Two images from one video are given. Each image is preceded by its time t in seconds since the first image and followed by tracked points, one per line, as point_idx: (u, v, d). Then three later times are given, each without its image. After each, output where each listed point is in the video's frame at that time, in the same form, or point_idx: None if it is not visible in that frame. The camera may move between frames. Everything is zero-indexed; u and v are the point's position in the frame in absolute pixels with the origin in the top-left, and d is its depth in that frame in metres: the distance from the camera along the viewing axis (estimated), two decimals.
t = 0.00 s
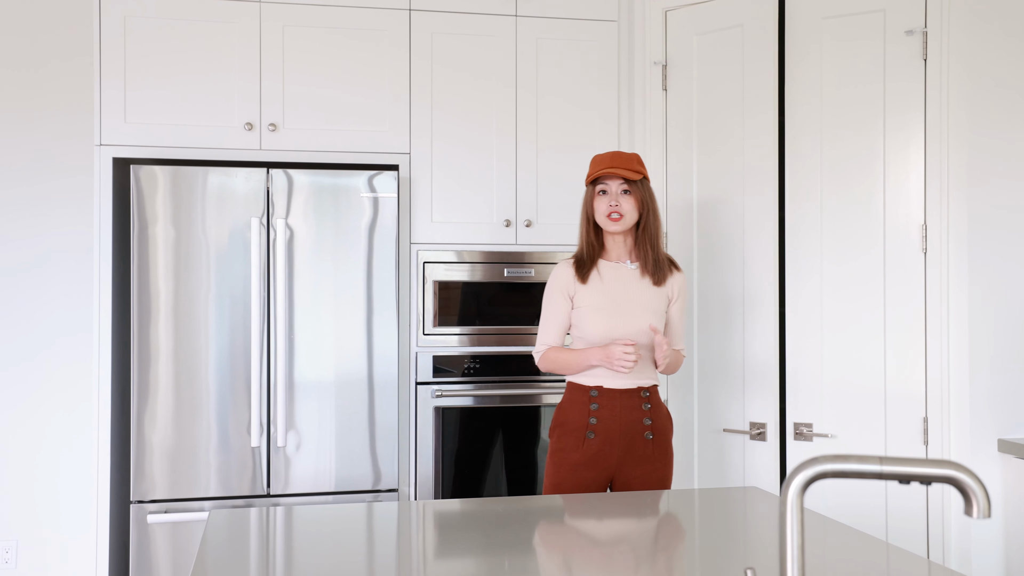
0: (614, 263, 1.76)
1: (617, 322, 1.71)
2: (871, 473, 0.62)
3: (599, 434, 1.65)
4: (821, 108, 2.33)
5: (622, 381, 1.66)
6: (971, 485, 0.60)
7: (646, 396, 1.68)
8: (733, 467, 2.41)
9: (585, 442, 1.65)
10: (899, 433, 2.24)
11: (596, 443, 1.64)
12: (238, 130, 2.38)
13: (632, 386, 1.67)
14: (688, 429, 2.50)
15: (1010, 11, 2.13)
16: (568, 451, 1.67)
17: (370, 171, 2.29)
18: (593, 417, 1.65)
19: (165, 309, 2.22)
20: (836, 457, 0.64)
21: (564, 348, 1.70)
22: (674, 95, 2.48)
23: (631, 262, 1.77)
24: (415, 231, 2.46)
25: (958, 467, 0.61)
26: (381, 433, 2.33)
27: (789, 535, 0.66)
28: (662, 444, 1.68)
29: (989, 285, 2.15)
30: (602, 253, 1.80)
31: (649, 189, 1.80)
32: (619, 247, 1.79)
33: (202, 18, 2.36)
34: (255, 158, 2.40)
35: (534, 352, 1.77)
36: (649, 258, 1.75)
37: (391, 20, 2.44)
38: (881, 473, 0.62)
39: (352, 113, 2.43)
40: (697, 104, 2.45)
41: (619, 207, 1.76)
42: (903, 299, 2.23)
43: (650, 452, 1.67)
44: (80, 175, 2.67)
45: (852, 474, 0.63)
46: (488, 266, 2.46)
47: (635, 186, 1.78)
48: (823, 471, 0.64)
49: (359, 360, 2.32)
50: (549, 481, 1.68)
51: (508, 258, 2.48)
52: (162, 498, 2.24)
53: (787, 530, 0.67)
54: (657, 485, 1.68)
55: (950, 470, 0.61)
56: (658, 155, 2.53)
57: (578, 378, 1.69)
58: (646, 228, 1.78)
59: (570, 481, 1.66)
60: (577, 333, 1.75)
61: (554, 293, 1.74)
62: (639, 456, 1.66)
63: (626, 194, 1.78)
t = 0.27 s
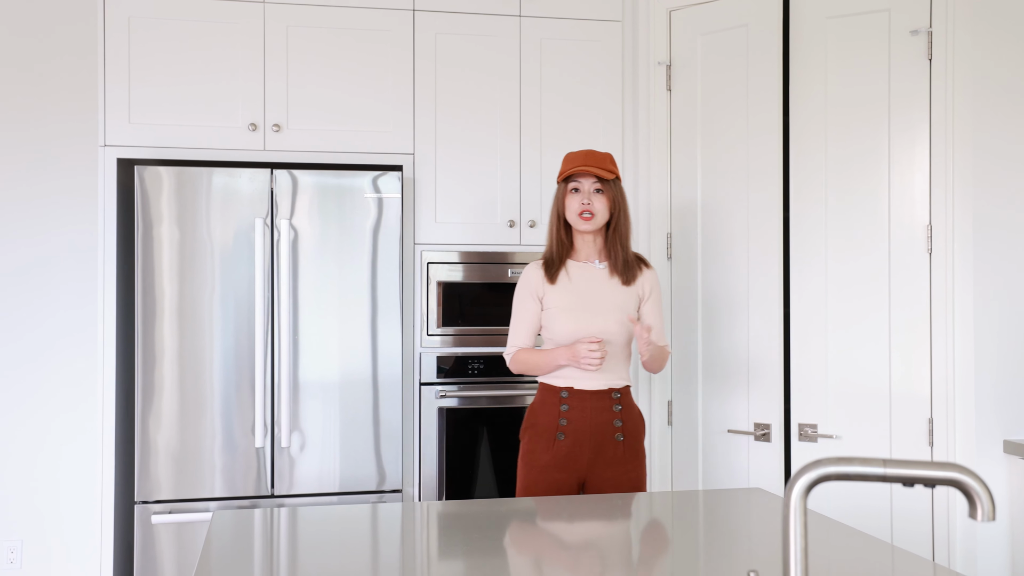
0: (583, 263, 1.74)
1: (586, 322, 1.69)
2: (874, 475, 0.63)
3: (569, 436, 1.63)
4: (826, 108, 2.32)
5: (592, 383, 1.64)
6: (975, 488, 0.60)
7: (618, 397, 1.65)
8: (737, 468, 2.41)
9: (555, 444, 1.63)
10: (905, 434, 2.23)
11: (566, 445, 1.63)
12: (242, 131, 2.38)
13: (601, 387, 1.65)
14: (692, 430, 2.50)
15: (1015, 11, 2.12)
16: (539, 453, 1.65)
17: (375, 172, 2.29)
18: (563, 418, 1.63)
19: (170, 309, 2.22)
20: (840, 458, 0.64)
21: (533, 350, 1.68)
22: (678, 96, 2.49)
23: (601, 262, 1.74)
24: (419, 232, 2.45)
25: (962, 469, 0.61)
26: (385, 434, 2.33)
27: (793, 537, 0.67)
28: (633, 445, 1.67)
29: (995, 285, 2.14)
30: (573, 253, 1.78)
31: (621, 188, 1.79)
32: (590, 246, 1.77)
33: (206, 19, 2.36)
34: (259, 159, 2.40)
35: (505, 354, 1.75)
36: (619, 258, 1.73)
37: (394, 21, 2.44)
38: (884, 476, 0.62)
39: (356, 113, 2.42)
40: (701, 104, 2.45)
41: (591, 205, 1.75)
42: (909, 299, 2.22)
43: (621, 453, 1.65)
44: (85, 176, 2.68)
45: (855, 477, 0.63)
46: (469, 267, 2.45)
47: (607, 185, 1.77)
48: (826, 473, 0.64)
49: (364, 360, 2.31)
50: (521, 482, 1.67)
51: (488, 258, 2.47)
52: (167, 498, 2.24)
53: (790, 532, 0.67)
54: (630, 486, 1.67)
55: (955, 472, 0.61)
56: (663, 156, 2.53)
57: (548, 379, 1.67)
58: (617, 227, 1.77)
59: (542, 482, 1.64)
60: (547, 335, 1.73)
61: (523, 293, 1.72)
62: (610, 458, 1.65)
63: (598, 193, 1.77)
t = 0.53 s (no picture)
0: (556, 264, 1.74)
1: (559, 325, 1.69)
2: (880, 479, 0.62)
3: (543, 438, 1.62)
4: (834, 109, 2.32)
5: (564, 384, 1.64)
6: (982, 490, 0.59)
7: (591, 399, 1.65)
8: (745, 469, 2.41)
9: (529, 446, 1.62)
10: (913, 435, 2.22)
11: (540, 448, 1.62)
12: (250, 132, 2.39)
13: (575, 389, 1.65)
14: (699, 431, 2.49)
15: None
16: (513, 457, 1.64)
17: (383, 173, 2.29)
18: (536, 421, 1.63)
19: (179, 310, 2.23)
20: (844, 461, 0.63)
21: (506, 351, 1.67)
22: (686, 96, 2.50)
23: (573, 263, 1.74)
24: (427, 232, 2.46)
25: (968, 471, 0.60)
26: (393, 434, 2.33)
27: (798, 541, 0.66)
28: (608, 447, 1.66)
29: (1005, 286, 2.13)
30: (546, 253, 1.77)
31: (595, 189, 1.78)
32: (563, 247, 1.76)
33: (215, 20, 2.37)
34: (267, 159, 2.40)
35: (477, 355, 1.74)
36: (592, 259, 1.73)
37: (402, 22, 2.44)
38: (890, 479, 0.61)
39: (363, 114, 2.43)
40: (709, 106, 2.46)
41: (566, 206, 1.73)
42: (917, 300, 2.22)
43: (595, 455, 1.64)
44: (94, 177, 2.69)
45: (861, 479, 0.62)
46: (464, 267, 2.45)
47: (582, 185, 1.76)
48: (832, 475, 0.63)
49: (372, 361, 2.32)
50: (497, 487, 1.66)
51: (472, 258, 2.47)
52: (176, 498, 2.25)
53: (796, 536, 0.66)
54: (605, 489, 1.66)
55: (961, 475, 0.60)
56: (670, 156, 2.53)
57: (521, 381, 1.66)
58: (590, 229, 1.76)
59: (516, 486, 1.63)
60: (519, 336, 1.73)
61: (496, 294, 1.71)
62: (585, 460, 1.64)
63: (573, 193, 1.75)
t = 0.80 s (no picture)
0: (543, 265, 1.75)
1: (546, 326, 1.69)
2: (888, 480, 0.62)
3: (536, 438, 1.62)
4: (847, 107, 2.31)
5: (555, 386, 1.64)
6: (991, 493, 0.60)
7: (583, 397, 1.65)
8: (757, 469, 2.40)
9: (523, 447, 1.63)
10: (926, 436, 2.21)
11: (533, 448, 1.62)
12: (262, 133, 2.40)
13: (567, 388, 1.65)
14: (710, 431, 2.49)
15: None
16: (507, 459, 1.64)
17: (397, 174, 2.30)
18: (529, 421, 1.63)
19: (192, 310, 2.24)
20: (854, 462, 0.64)
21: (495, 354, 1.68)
22: (698, 96, 2.49)
23: (560, 263, 1.75)
24: (439, 233, 2.46)
25: (977, 474, 0.61)
26: (406, 434, 2.34)
27: (807, 540, 0.67)
28: (604, 445, 1.65)
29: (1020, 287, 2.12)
30: (533, 254, 1.78)
31: (580, 189, 1.79)
32: (549, 248, 1.77)
33: (227, 21, 2.38)
34: (279, 160, 2.41)
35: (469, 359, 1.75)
36: (578, 259, 1.74)
37: (414, 23, 2.45)
38: (898, 480, 0.61)
39: (375, 115, 2.44)
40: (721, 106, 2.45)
41: (551, 206, 1.74)
42: (931, 301, 2.21)
43: (591, 453, 1.64)
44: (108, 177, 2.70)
45: (869, 480, 0.63)
46: (476, 267, 2.46)
47: (567, 186, 1.76)
48: (840, 477, 0.64)
49: (384, 361, 2.32)
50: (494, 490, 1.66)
51: (466, 258, 2.46)
52: (189, 498, 2.26)
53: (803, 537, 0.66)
54: (604, 487, 1.64)
55: (969, 477, 0.61)
56: (682, 157, 2.53)
57: (513, 383, 1.67)
58: (576, 229, 1.77)
59: (513, 488, 1.63)
60: (509, 339, 1.73)
61: (484, 297, 1.72)
62: (580, 458, 1.63)
63: (559, 194, 1.76)
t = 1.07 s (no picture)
0: (544, 267, 1.73)
1: (548, 329, 1.67)
2: (898, 482, 0.62)
3: (536, 439, 1.60)
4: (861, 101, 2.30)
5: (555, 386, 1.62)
6: (999, 493, 0.61)
7: (584, 398, 1.62)
8: (771, 469, 2.40)
9: (523, 448, 1.60)
10: (941, 437, 2.20)
11: (533, 449, 1.60)
12: (276, 134, 2.41)
13: (567, 389, 1.63)
14: (723, 432, 2.49)
15: None
16: (507, 460, 1.62)
17: (412, 174, 2.30)
18: (529, 422, 1.61)
19: (208, 311, 2.25)
20: (863, 464, 0.64)
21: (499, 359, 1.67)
22: (711, 96, 2.50)
23: (560, 266, 1.73)
24: (452, 233, 2.47)
25: (987, 475, 0.61)
26: (420, 434, 2.35)
27: (816, 541, 0.66)
28: (605, 447, 1.62)
29: None
30: (534, 258, 1.76)
31: (580, 192, 1.77)
32: (550, 251, 1.76)
33: (242, 23, 2.39)
34: (293, 161, 2.43)
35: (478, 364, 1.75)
36: (578, 261, 1.72)
37: (427, 23, 2.46)
38: (908, 482, 0.62)
39: (388, 116, 2.45)
40: (735, 105, 2.45)
41: (550, 210, 1.72)
42: (947, 299, 2.19)
43: (592, 455, 1.61)
44: (124, 178, 2.72)
45: (879, 482, 0.63)
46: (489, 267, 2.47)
47: (566, 189, 1.75)
48: (849, 478, 0.64)
49: (398, 361, 2.33)
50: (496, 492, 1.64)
51: (471, 258, 2.46)
52: (204, 497, 2.27)
53: (813, 537, 0.66)
54: (606, 489, 1.61)
55: (980, 479, 0.61)
56: (696, 157, 2.53)
57: (515, 385, 1.65)
58: (577, 231, 1.75)
59: (514, 490, 1.61)
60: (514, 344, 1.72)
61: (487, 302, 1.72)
62: (581, 459, 1.60)
63: (557, 198, 1.74)
